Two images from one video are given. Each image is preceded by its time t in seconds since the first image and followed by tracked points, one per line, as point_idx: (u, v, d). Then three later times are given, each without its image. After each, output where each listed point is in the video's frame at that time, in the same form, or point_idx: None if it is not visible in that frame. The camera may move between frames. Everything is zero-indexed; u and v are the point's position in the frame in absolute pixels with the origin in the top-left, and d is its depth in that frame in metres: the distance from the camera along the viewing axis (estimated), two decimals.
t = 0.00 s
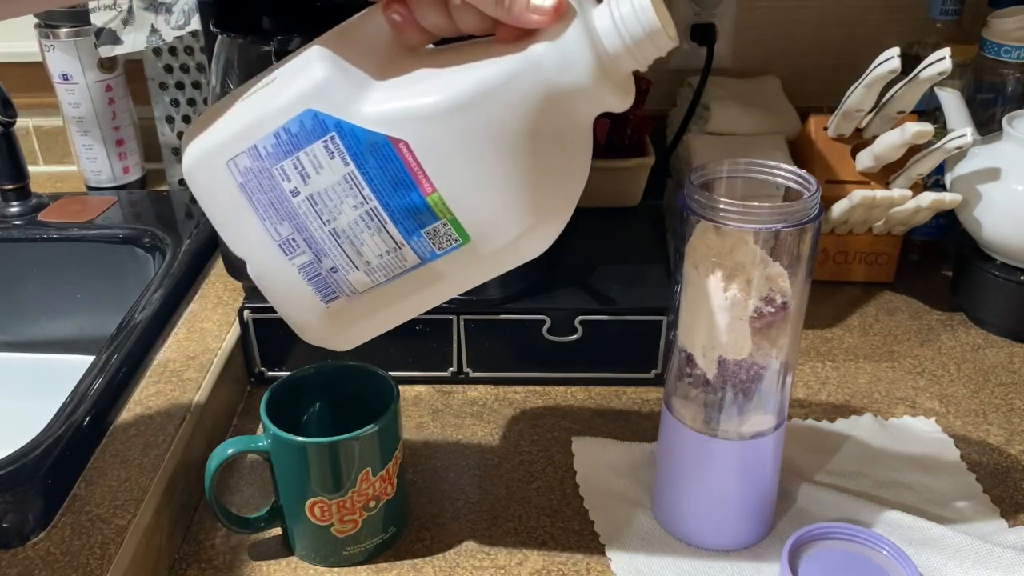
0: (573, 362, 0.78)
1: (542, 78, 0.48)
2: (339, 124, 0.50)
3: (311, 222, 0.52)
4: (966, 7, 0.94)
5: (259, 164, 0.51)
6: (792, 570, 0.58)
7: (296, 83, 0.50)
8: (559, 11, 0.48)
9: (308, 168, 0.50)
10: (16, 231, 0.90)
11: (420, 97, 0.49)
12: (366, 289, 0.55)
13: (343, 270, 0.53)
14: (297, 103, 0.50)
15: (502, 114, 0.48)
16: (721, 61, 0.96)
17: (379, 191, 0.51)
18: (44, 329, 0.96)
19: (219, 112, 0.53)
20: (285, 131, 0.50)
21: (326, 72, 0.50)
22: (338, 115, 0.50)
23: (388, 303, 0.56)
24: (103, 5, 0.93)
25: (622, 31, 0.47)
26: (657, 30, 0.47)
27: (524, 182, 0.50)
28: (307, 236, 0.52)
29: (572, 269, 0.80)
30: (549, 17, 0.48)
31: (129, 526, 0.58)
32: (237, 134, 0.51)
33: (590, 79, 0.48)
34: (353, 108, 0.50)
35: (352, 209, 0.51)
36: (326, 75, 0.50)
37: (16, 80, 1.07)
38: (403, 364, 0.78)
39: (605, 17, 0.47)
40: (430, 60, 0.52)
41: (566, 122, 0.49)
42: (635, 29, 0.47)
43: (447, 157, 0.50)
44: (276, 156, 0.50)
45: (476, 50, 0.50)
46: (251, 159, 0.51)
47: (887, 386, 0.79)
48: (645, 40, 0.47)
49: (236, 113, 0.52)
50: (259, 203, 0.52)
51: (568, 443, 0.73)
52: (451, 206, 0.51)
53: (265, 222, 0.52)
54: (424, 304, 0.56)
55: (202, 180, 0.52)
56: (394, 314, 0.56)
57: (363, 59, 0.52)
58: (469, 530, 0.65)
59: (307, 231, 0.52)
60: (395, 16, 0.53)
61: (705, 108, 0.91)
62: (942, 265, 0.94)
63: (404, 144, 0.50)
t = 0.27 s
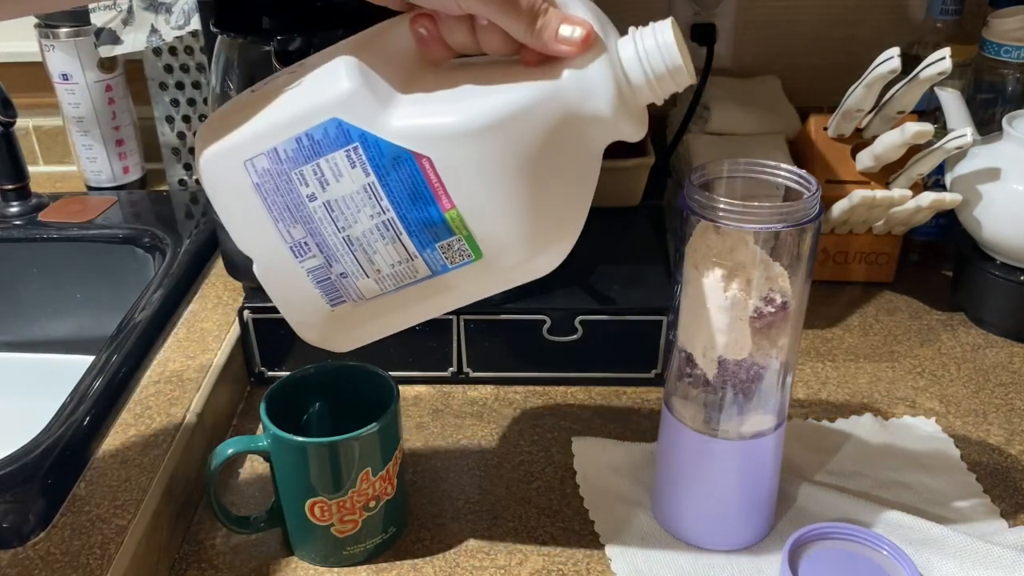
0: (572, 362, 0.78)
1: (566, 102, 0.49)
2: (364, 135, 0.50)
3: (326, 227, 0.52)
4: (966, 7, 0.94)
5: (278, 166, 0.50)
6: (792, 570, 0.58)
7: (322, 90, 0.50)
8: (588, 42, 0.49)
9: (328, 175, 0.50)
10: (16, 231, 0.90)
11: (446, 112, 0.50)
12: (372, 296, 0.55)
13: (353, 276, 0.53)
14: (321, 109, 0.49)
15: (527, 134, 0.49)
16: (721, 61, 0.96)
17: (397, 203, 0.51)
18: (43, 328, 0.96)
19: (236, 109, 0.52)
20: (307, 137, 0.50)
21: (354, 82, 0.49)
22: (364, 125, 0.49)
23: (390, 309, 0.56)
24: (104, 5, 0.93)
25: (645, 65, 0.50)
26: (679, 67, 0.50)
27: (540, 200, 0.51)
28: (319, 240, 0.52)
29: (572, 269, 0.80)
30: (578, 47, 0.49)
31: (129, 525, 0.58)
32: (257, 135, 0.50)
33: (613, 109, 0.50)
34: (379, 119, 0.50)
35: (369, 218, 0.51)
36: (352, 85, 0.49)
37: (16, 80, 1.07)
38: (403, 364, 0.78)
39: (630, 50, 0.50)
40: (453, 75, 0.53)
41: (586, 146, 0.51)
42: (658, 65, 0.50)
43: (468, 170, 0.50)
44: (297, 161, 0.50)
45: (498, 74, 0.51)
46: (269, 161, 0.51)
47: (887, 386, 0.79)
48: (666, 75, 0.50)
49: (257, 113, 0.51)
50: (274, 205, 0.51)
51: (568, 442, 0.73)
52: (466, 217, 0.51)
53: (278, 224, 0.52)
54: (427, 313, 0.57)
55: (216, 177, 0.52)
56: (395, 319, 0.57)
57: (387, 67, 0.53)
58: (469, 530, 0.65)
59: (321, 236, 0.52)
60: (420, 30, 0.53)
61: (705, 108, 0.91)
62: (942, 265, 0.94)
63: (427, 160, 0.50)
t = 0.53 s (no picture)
0: (572, 362, 0.78)
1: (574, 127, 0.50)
2: (373, 150, 0.50)
3: (330, 237, 0.52)
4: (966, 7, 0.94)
5: (287, 175, 0.51)
6: (792, 570, 0.58)
7: (334, 103, 0.50)
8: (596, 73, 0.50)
9: (335, 187, 0.51)
10: (16, 231, 0.90)
11: (456, 130, 0.50)
12: (372, 306, 0.55)
13: (353, 285, 0.53)
14: (333, 122, 0.50)
15: (536, 154, 0.50)
16: (721, 61, 0.96)
17: (403, 218, 0.51)
18: (43, 328, 0.96)
19: (245, 114, 0.52)
20: (317, 148, 0.50)
21: (366, 97, 0.49)
22: (374, 140, 0.50)
23: (387, 319, 0.56)
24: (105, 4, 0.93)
25: (651, 95, 0.51)
26: (684, 100, 0.51)
27: (542, 219, 0.52)
28: (323, 249, 0.52)
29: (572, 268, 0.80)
30: (587, 77, 0.49)
31: (129, 525, 0.58)
32: (267, 143, 0.51)
33: (619, 137, 0.50)
34: (389, 134, 0.50)
35: (374, 231, 0.52)
36: (364, 99, 0.50)
37: (17, 80, 1.07)
38: (403, 364, 0.78)
39: (637, 79, 0.51)
40: (464, 92, 0.53)
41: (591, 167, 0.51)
42: (664, 96, 0.51)
43: (474, 185, 0.50)
44: (305, 171, 0.50)
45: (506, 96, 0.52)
46: (277, 170, 0.51)
47: (887, 386, 0.79)
48: (671, 107, 0.51)
49: (266, 122, 0.51)
50: (279, 213, 0.51)
51: (568, 442, 0.73)
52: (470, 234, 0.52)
53: (283, 231, 0.52)
54: (425, 324, 0.57)
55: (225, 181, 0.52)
56: (393, 327, 0.57)
57: (398, 85, 0.52)
58: (469, 529, 0.65)
59: (325, 244, 0.52)
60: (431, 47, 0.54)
61: (706, 107, 0.91)
62: (942, 265, 0.94)
63: (435, 177, 0.50)
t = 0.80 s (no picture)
0: (572, 362, 0.78)
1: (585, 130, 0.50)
2: (388, 148, 0.50)
3: (341, 233, 0.52)
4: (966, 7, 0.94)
5: (300, 170, 0.51)
6: (791, 570, 0.58)
7: (349, 101, 0.50)
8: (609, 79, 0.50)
9: (349, 183, 0.50)
10: (16, 231, 0.90)
11: (471, 130, 0.50)
12: (379, 301, 0.55)
13: (362, 281, 0.53)
14: (347, 119, 0.49)
15: (548, 154, 0.50)
16: (721, 61, 0.96)
17: (416, 216, 0.51)
18: (43, 328, 0.96)
19: (257, 107, 0.51)
20: (331, 144, 0.50)
21: (382, 95, 0.49)
22: (389, 139, 0.50)
23: (394, 313, 0.56)
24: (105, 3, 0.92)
25: (662, 102, 0.51)
26: (694, 108, 0.51)
27: (552, 219, 0.52)
28: (334, 244, 0.52)
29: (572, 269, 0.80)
30: (601, 83, 0.49)
31: (129, 525, 0.58)
32: (281, 138, 0.50)
33: (629, 142, 0.51)
34: (405, 133, 0.50)
35: (385, 228, 0.52)
36: (379, 97, 0.49)
37: (17, 80, 1.07)
38: (403, 364, 0.78)
39: (649, 85, 0.51)
40: (476, 92, 0.53)
41: (601, 169, 0.52)
42: (674, 103, 0.51)
43: (487, 182, 0.50)
44: (319, 168, 0.50)
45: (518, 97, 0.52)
46: (291, 164, 0.51)
47: (887, 386, 0.79)
48: (681, 114, 0.51)
49: (280, 116, 0.51)
50: (291, 207, 0.51)
51: (568, 442, 0.73)
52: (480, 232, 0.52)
53: (294, 225, 0.52)
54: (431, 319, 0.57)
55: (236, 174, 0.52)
56: (398, 322, 0.56)
57: (412, 86, 0.52)
58: (470, 529, 0.65)
59: (335, 240, 0.52)
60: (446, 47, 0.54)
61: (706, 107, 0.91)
62: (942, 264, 0.94)
63: (448, 177, 0.50)
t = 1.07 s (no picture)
0: (572, 362, 0.78)
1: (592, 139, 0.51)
2: (398, 151, 0.50)
3: (347, 233, 0.52)
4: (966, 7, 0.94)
5: (308, 169, 0.50)
6: (791, 570, 0.58)
7: (360, 103, 0.50)
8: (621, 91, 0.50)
9: (357, 184, 0.50)
10: (16, 232, 0.90)
11: (482, 135, 0.50)
12: (381, 302, 0.55)
13: (365, 281, 0.53)
14: (358, 121, 0.49)
15: (556, 160, 0.50)
16: (721, 61, 0.96)
17: (423, 220, 0.51)
18: (45, 329, 0.96)
19: (265, 103, 0.51)
20: (341, 144, 0.50)
21: (395, 98, 0.49)
22: (399, 142, 0.50)
23: (395, 314, 0.56)
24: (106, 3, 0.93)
25: (670, 116, 0.52)
26: (701, 125, 0.52)
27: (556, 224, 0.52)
28: (339, 244, 0.52)
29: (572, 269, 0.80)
30: (612, 96, 0.50)
31: (129, 525, 0.58)
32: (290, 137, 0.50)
33: (636, 154, 0.51)
34: (415, 136, 0.50)
35: (392, 230, 0.52)
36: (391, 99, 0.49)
37: (16, 81, 1.07)
38: (403, 364, 0.78)
39: (660, 99, 0.52)
40: (485, 97, 0.53)
41: (607, 176, 0.52)
42: (683, 117, 0.52)
43: (494, 185, 0.50)
44: (328, 168, 0.50)
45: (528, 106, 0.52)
46: (300, 162, 0.50)
47: (887, 386, 0.79)
48: (689, 129, 0.52)
49: (288, 113, 0.50)
50: (298, 205, 0.51)
51: (568, 443, 0.73)
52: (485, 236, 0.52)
53: (300, 223, 0.52)
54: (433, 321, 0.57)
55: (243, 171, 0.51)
56: (397, 322, 0.56)
57: (423, 88, 0.52)
58: (470, 528, 0.65)
59: (341, 239, 0.52)
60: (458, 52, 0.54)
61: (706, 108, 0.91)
62: (942, 264, 0.94)
63: (457, 183, 0.50)
